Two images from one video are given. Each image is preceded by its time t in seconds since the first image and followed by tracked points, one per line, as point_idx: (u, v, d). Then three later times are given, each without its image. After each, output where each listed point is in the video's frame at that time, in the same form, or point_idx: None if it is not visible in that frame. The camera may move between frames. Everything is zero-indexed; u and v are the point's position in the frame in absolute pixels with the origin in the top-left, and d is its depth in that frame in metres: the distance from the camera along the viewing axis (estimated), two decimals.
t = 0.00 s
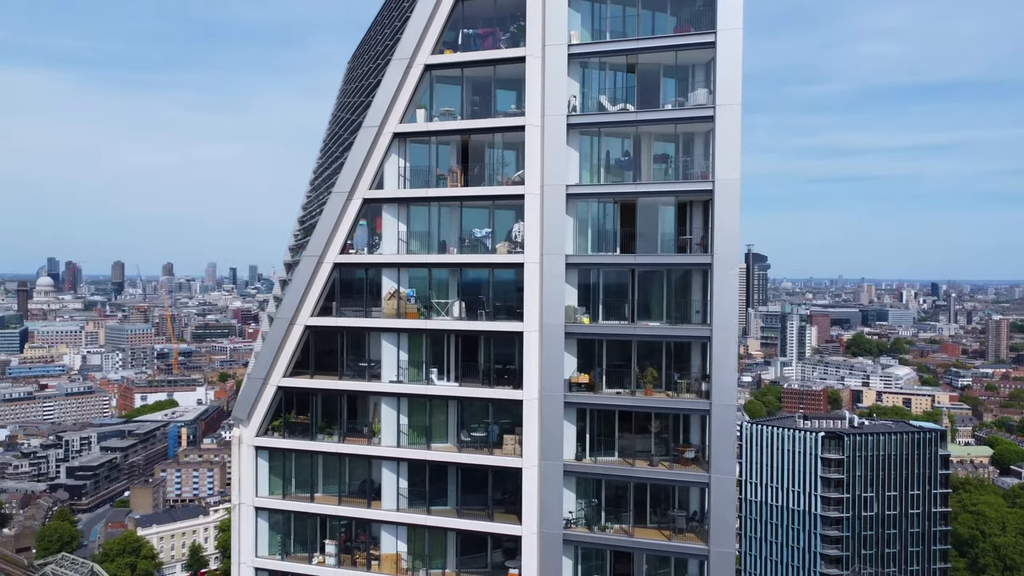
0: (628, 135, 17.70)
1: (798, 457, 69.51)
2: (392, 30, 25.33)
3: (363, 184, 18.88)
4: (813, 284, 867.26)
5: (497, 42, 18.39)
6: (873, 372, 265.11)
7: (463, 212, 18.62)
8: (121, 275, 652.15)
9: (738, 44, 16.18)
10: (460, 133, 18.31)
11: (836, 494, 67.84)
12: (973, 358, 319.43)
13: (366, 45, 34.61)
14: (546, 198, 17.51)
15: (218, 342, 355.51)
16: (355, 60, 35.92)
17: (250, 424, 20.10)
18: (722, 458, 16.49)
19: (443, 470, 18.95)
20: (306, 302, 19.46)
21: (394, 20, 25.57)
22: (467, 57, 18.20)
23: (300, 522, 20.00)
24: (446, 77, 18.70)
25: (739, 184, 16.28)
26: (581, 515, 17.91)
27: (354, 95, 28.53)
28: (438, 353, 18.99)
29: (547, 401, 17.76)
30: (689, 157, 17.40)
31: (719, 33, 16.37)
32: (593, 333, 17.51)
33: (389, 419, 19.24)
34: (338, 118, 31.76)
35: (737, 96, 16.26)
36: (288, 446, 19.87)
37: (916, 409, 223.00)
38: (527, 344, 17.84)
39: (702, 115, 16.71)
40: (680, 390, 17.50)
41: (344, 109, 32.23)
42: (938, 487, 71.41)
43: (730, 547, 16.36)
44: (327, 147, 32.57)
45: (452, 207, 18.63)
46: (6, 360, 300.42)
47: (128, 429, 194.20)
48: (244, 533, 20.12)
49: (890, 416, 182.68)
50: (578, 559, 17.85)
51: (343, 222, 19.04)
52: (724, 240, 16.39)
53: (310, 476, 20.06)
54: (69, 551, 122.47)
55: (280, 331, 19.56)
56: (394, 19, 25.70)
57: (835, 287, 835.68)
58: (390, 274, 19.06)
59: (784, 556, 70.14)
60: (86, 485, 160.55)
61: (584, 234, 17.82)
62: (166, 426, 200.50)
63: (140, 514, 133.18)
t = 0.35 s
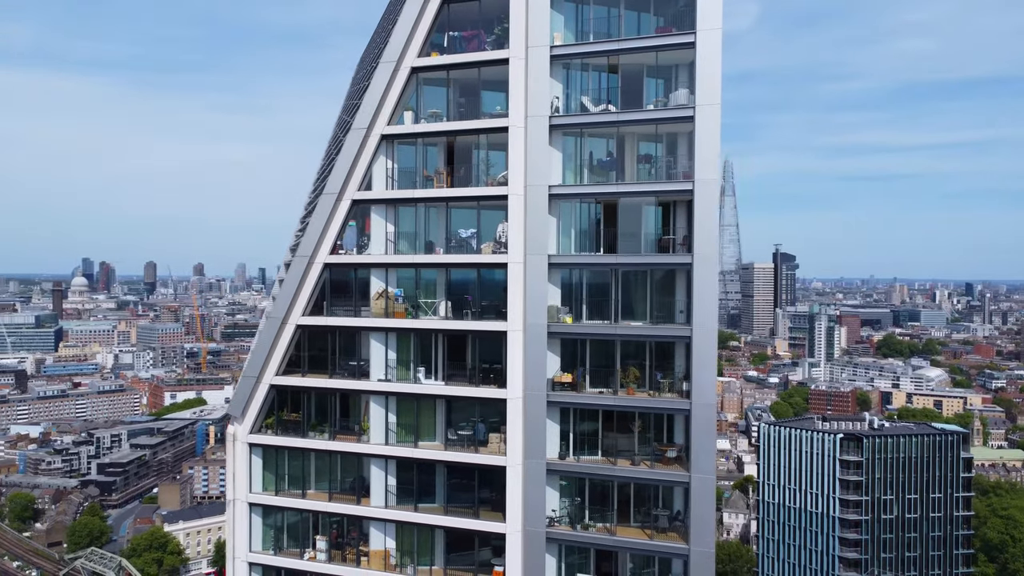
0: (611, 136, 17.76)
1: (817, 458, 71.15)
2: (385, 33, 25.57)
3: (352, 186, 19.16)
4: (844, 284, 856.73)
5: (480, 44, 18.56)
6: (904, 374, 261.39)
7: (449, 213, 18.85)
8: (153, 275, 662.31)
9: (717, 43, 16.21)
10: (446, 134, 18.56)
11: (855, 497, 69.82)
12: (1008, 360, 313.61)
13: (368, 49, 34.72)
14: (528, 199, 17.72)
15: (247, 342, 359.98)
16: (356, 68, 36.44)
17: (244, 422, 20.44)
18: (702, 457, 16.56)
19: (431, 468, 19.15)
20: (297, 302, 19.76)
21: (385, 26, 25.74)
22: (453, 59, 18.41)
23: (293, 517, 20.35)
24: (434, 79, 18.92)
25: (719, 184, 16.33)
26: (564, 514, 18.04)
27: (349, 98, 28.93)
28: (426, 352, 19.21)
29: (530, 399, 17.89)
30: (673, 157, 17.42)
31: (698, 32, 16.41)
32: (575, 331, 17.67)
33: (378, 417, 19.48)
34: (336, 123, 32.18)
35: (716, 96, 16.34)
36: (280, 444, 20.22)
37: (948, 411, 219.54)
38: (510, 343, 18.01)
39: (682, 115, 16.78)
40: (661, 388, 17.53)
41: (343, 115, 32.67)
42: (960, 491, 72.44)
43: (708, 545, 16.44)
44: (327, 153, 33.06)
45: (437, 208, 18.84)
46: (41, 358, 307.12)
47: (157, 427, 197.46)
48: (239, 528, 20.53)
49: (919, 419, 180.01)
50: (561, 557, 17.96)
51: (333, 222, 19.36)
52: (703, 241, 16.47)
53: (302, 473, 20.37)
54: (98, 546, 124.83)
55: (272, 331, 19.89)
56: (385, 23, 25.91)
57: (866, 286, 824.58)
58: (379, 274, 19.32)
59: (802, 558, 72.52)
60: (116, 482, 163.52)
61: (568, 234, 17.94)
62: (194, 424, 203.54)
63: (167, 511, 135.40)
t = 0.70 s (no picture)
0: (596, 137, 17.81)
1: (833, 460, 71.17)
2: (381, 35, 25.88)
3: (344, 188, 19.46)
4: (872, 284, 845.66)
5: (468, 47, 18.77)
6: (932, 375, 257.83)
7: (437, 214, 19.04)
8: (182, 275, 670.62)
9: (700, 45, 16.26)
10: (434, 136, 18.77)
11: (872, 500, 69.14)
12: None
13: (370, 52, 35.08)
14: (514, 201, 17.90)
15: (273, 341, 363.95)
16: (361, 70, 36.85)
17: (240, 419, 20.83)
18: (684, 458, 16.64)
19: (420, 467, 19.35)
20: (291, 302, 20.08)
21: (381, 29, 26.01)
22: (441, 62, 18.63)
23: (287, 514, 20.66)
24: (423, 82, 19.14)
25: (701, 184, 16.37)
26: (549, 512, 18.20)
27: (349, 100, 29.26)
28: (415, 351, 19.40)
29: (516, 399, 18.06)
30: (658, 158, 17.40)
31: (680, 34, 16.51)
32: (560, 331, 17.81)
33: (368, 416, 19.73)
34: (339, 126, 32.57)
35: (698, 97, 16.39)
36: (274, 442, 20.59)
37: (978, 413, 216.36)
38: (496, 343, 18.18)
39: (664, 115, 16.85)
40: (645, 389, 17.58)
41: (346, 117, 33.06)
42: (980, 494, 71.87)
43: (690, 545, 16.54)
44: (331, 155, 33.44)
45: (426, 209, 19.06)
46: (71, 357, 312.64)
47: (183, 425, 200.43)
48: (235, 524, 20.89)
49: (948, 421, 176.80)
50: (547, 555, 18.12)
51: (325, 224, 19.65)
52: (685, 241, 16.52)
53: (295, 470, 20.68)
54: (125, 541, 126.88)
55: (266, 331, 20.22)
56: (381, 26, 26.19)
57: (896, 286, 812.30)
58: (369, 275, 19.57)
59: (819, 561, 72.03)
60: (143, 479, 166.23)
61: (553, 234, 18.05)
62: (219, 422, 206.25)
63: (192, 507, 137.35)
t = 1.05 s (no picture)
0: (580, 139, 17.94)
1: (853, 462, 71.37)
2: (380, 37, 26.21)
3: (335, 190, 19.80)
4: (905, 284, 832.04)
5: (454, 51, 19.00)
6: (965, 377, 253.06)
7: (425, 215, 19.31)
8: (213, 275, 679.61)
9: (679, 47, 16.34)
10: (421, 138, 19.05)
11: (891, 503, 68.92)
12: None
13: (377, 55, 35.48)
14: (498, 202, 18.12)
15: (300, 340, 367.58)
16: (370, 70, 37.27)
17: (236, 417, 21.24)
18: (664, 458, 16.75)
19: (409, 464, 19.61)
20: (285, 302, 20.45)
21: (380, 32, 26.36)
22: (428, 66, 18.90)
23: (281, 509, 21.04)
24: (412, 85, 19.42)
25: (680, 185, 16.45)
26: (533, 510, 18.39)
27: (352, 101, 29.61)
28: (405, 351, 19.66)
29: (501, 399, 18.29)
30: (642, 159, 17.47)
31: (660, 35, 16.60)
32: (544, 331, 17.99)
33: (360, 414, 20.05)
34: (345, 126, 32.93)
35: (678, 98, 16.48)
36: (269, 439, 21.01)
37: (1012, 415, 212.20)
38: (482, 343, 18.41)
39: (644, 117, 16.96)
40: (627, 389, 17.69)
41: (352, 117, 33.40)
42: (1004, 497, 70.27)
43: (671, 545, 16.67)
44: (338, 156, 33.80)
45: (414, 210, 19.32)
46: (105, 355, 318.29)
47: (212, 423, 203.20)
48: (232, 519, 21.33)
49: (980, 424, 173.51)
50: (531, 554, 18.33)
51: (317, 226, 20.00)
52: (665, 242, 16.61)
53: (290, 467, 21.07)
54: (153, 537, 129.03)
55: (262, 330, 20.63)
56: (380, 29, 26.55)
57: (930, 285, 798.36)
58: (360, 275, 19.89)
59: (838, 564, 72.37)
60: (171, 475, 168.88)
61: (538, 235, 18.22)
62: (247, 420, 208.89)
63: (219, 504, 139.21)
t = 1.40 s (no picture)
0: (565, 141, 18.08)
1: (872, 464, 70.67)
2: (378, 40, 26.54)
3: (328, 193, 20.12)
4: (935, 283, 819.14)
5: (443, 54, 19.24)
6: (996, 378, 248.63)
7: (415, 217, 19.56)
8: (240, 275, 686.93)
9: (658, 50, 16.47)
10: (410, 141, 19.31)
11: (909, 506, 68.06)
12: None
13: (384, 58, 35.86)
14: (484, 204, 18.34)
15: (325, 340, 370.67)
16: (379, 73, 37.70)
17: (233, 415, 21.62)
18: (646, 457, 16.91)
19: (401, 463, 19.88)
20: (279, 302, 20.79)
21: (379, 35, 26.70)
22: (417, 70, 19.15)
23: (276, 506, 21.38)
24: (402, 89, 19.66)
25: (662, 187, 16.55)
26: (520, 509, 18.61)
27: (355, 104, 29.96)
28: (396, 351, 19.92)
29: (487, 399, 18.51)
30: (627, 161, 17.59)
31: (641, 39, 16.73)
32: (528, 332, 18.18)
33: (352, 413, 20.35)
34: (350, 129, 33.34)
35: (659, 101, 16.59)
36: (265, 437, 21.37)
37: None
38: (469, 343, 18.63)
39: (626, 119, 17.11)
40: (611, 389, 17.82)
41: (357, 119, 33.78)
42: None
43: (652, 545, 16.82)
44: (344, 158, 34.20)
45: (405, 212, 19.58)
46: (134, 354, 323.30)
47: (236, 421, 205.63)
48: (230, 514, 21.74)
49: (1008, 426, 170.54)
50: (517, 552, 18.54)
51: (310, 228, 20.34)
52: (647, 244, 16.74)
53: (286, 465, 21.44)
54: (178, 533, 131.07)
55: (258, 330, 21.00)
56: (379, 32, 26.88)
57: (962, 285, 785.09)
58: (352, 276, 20.20)
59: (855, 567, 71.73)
60: (196, 472, 171.25)
61: (524, 236, 18.40)
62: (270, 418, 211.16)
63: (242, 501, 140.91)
